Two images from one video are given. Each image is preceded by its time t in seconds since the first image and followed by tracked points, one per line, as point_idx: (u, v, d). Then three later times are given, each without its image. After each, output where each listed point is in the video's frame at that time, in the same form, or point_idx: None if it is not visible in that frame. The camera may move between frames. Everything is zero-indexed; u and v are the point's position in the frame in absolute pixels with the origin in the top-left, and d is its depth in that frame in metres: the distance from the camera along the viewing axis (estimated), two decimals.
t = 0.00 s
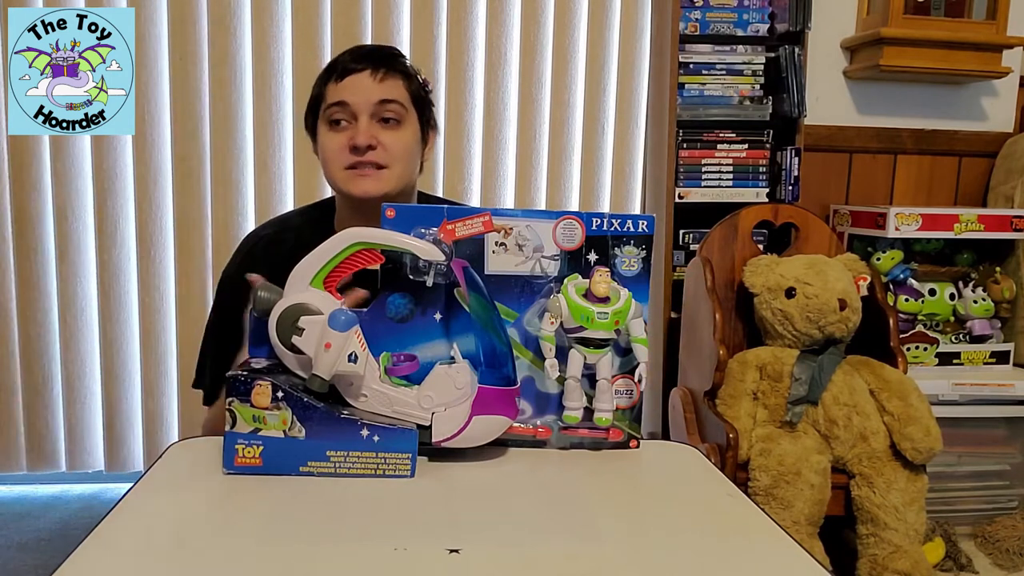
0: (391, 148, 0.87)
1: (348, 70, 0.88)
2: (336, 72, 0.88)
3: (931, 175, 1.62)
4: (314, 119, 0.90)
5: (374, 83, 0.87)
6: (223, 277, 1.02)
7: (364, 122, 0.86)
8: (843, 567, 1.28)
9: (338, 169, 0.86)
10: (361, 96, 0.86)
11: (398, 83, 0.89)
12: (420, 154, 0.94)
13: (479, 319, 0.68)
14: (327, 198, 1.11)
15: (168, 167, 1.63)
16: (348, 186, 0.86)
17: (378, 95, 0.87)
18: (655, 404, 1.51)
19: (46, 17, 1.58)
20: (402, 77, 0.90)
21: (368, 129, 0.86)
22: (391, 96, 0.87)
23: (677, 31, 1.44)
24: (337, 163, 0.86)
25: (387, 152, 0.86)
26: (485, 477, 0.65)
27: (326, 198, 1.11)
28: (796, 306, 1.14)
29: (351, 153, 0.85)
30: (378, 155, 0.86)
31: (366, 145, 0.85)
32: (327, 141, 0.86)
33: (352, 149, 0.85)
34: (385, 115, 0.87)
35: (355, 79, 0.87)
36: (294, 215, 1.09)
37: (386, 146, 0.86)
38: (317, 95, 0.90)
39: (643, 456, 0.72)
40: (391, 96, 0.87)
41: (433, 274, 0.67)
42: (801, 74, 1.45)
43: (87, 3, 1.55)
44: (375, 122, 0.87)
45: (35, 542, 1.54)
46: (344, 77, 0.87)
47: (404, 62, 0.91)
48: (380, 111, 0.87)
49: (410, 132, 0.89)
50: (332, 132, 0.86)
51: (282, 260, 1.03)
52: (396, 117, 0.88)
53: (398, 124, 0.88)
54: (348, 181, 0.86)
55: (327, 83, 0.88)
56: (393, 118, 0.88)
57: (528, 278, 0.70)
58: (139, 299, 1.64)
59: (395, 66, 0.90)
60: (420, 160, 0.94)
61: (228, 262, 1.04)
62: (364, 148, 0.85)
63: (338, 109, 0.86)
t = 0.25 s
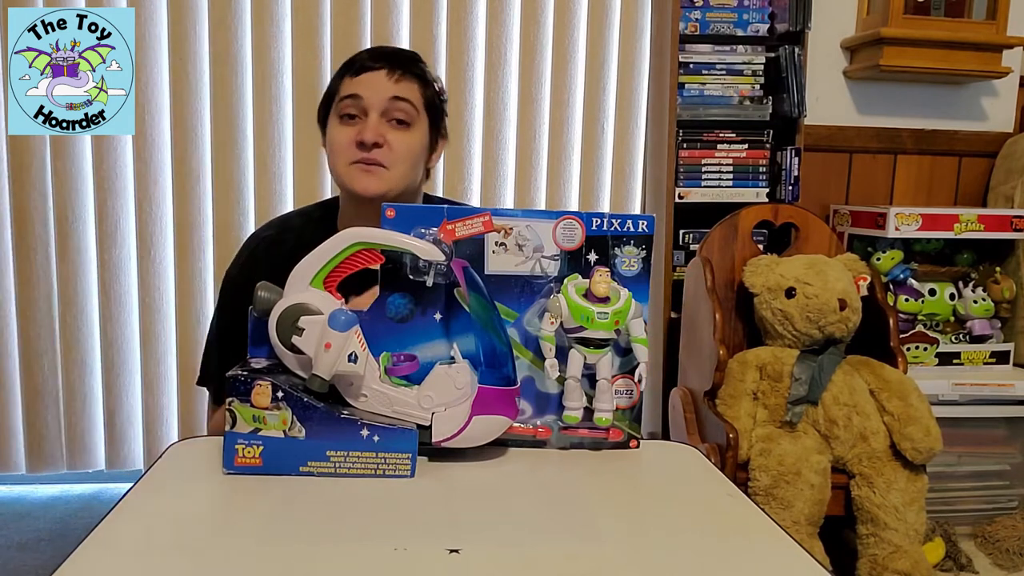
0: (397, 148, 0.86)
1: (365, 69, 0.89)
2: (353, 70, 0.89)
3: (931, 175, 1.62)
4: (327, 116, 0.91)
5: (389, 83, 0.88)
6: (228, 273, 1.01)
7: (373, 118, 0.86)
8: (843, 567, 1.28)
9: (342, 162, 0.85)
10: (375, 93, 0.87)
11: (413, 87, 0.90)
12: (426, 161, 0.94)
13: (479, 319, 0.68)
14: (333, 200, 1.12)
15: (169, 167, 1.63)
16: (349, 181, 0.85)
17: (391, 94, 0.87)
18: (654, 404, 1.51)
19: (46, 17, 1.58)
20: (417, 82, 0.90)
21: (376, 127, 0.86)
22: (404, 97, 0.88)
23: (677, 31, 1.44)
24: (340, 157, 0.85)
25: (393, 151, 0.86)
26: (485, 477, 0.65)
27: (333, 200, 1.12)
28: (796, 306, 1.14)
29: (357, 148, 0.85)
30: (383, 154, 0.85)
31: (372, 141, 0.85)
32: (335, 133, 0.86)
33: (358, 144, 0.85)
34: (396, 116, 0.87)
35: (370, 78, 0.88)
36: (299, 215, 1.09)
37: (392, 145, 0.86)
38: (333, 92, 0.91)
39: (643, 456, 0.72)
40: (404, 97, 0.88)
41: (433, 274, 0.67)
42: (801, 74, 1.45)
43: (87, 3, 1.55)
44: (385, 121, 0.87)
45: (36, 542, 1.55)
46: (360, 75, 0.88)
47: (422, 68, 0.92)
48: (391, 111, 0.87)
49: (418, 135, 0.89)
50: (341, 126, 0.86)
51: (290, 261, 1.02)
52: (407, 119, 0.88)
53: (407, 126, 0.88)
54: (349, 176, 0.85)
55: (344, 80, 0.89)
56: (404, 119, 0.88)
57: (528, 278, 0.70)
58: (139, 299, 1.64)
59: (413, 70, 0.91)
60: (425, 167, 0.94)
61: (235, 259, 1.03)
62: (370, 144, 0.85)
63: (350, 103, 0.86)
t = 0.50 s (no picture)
0: (407, 155, 0.86)
1: (378, 71, 0.88)
2: (367, 71, 0.88)
3: (931, 175, 1.62)
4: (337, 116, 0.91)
5: (402, 88, 0.87)
6: (230, 267, 1.01)
7: (384, 123, 0.86)
8: (843, 567, 1.29)
9: (350, 166, 0.85)
10: (388, 98, 0.86)
11: (425, 93, 0.89)
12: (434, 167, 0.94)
13: (479, 319, 0.68)
14: (337, 200, 1.12)
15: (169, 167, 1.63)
16: (357, 184, 0.86)
17: (403, 100, 0.87)
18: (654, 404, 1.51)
19: (46, 17, 1.58)
20: (430, 89, 0.90)
21: (387, 132, 0.86)
22: (416, 103, 0.88)
23: (676, 31, 1.44)
24: (350, 161, 0.85)
25: (402, 157, 0.86)
26: (485, 477, 0.65)
27: (339, 200, 1.12)
28: (796, 306, 1.14)
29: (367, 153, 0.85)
30: (392, 160, 0.85)
31: (383, 147, 0.85)
32: (345, 136, 0.86)
33: (368, 149, 0.85)
34: (407, 122, 0.87)
35: (383, 81, 0.87)
36: (303, 213, 1.09)
37: (402, 152, 0.86)
38: (344, 92, 0.91)
39: (643, 457, 0.72)
40: (417, 103, 0.87)
41: (433, 274, 0.67)
42: (801, 74, 1.45)
43: (87, 3, 1.55)
44: (395, 127, 0.87)
45: (36, 542, 1.55)
46: (373, 77, 0.88)
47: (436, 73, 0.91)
48: (403, 117, 0.87)
49: (428, 142, 0.89)
50: (352, 129, 0.86)
51: (292, 259, 1.02)
52: (417, 125, 0.88)
53: (417, 133, 0.88)
54: (357, 180, 0.85)
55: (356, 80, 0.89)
56: (414, 126, 0.88)
57: (528, 278, 0.70)
58: (139, 298, 1.64)
59: (427, 75, 0.90)
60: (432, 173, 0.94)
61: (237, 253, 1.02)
62: (380, 150, 0.85)
63: (362, 107, 0.86)
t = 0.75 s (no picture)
0: (411, 153, 0.86)
1: (379, 70, 0.88)
2: (368, 70, 0.88)
3: (931, 175, 1.62)
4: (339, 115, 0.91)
5: (404, 86, 0.87)
6: (232, 268, 1.01)
7: (387, 122, 0.86)
8: (843, 567, 1.29)
9: (354, 166, 0.85)
10: (389, 97, 0.86)
11: (427, 90, 0.89)
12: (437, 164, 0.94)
13: (479, 319, 0.68)
14: (338, 200, 1.12)
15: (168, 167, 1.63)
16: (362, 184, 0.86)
17: (405, 99, 0.87)
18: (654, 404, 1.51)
19: (46, 17, 1.58)
20: (431, 86, 0.90)
21: (390, 131, 0.86)
22: (418, 101, 0.88)
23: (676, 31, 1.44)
24: (354, 160, 0.85)
25: (406, 156, 0.86)
26: (485, 477, 0.65)
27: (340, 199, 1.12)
28: (796, 306, 1.14)
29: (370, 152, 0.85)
30: (396, 159, 0.86)
31: (386, 146, 0.85)
32: (348, 136, 0.86)
33: (372, 149, 0.85)
34: (409, 120, 0.87)
35: (384, 80, 0.87)
36: (304, 213, 1.09)
37: (406, 150, 0.86)
38: (345, 90, 0.90)
39: (643, 457, 0.72)
40: (418, 101, 0.87)
41: (433, 274, 0.67)
42: (801, 74, 1.45)
43: (87, 3, 1.55)
44: (398, 125, 0.87)
45: (36, 542, 1.54)
46: (374, 76, 0.88)
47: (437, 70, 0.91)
48: (405, 115, 0.87)
49: (431, 139, 0.89)
50: (355, 129, 0.86)
51: (293, 258, 1.02)
52: (420, 123, 0.88)
53: (420, 131, 0.88)
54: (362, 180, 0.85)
55: (357, 79, 0.89)
56: (417, 123, 0.88)
57: (528, 278, 0.70)
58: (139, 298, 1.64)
59: (428, 72, 0.90)
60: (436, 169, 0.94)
61: (239, 254, 1.02)
62: (384, 149, 0.85)
63: (364, 106, 0.86)
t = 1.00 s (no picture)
0: (417, 154, 0.86)
1: (386, 71, 0.88)
2: (374, 71, 0.88)
3: (931, 175, 1.62)
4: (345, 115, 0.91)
5: (410, 87, 0.87)
6: (233, 267, 1.01)
7: (393, 123, 0.86)
8: (843, 567, 1.28)
9: (360, 166, 0.85)
10: (396, 98, 0.86)
11: (432, 92, 0.89)
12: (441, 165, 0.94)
13: (479, 319, 0.68)
14: (340, 201, 1.12)
15: (168, 167, 1.63)
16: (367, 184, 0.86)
17: (412, 100, 0.87)
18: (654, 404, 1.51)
19: (46, 17, 1.58)
20: (437, 88, 0.90)
21: (396, 132, 0.86)
22: (424, 102, 0.88)
23: (677, 31, 1.44)
24: (360, 160, 0.85)
25: (412, 157, 0.86)
26: (485, 477, 0.65)
27: (342, 200, 1.12)
28: (796, 306, 1.14)
29: (376, 153, 0.85)
30: (402, 160, 0.86)
31: (393, 147, 0.85)
32: (354, 136, 0.86)
33: (378, 149, 0.85)
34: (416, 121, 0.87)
35: (391, 81, 0.87)
36: (306, 214, 1.09)
37: (412, 151, 0.86)
38: (351, 91, 0.90)
39: (643, 456, 0.72)
40: (425, 102, 0.87)
41: (433, 274, 0.67)
42: (801, 74, 1.45)
43: (87, 3, 1.55)
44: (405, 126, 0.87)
45: (36, 543, 1.54)
46: (381, 76, 0.88)
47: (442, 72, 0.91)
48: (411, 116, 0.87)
49: (436, 140, 0.89)
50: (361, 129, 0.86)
51: (294, 259, 1.02)
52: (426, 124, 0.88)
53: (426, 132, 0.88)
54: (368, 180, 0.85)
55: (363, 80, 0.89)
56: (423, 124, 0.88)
57: (528, 278, 0.70)
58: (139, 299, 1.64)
59: (434, 74, 0.90)
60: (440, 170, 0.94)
61: (240, 252, 1.02)
62: (390, 150, 0.85)
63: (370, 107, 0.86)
